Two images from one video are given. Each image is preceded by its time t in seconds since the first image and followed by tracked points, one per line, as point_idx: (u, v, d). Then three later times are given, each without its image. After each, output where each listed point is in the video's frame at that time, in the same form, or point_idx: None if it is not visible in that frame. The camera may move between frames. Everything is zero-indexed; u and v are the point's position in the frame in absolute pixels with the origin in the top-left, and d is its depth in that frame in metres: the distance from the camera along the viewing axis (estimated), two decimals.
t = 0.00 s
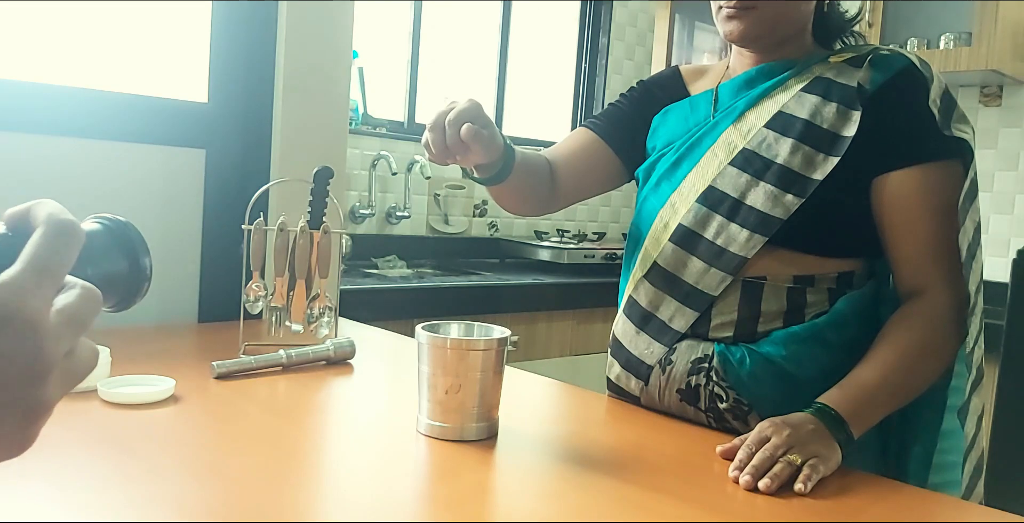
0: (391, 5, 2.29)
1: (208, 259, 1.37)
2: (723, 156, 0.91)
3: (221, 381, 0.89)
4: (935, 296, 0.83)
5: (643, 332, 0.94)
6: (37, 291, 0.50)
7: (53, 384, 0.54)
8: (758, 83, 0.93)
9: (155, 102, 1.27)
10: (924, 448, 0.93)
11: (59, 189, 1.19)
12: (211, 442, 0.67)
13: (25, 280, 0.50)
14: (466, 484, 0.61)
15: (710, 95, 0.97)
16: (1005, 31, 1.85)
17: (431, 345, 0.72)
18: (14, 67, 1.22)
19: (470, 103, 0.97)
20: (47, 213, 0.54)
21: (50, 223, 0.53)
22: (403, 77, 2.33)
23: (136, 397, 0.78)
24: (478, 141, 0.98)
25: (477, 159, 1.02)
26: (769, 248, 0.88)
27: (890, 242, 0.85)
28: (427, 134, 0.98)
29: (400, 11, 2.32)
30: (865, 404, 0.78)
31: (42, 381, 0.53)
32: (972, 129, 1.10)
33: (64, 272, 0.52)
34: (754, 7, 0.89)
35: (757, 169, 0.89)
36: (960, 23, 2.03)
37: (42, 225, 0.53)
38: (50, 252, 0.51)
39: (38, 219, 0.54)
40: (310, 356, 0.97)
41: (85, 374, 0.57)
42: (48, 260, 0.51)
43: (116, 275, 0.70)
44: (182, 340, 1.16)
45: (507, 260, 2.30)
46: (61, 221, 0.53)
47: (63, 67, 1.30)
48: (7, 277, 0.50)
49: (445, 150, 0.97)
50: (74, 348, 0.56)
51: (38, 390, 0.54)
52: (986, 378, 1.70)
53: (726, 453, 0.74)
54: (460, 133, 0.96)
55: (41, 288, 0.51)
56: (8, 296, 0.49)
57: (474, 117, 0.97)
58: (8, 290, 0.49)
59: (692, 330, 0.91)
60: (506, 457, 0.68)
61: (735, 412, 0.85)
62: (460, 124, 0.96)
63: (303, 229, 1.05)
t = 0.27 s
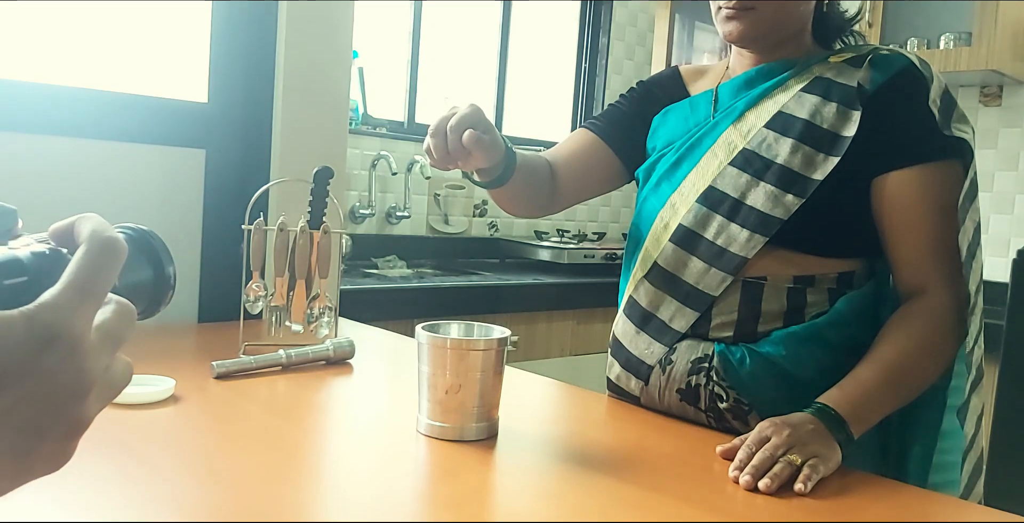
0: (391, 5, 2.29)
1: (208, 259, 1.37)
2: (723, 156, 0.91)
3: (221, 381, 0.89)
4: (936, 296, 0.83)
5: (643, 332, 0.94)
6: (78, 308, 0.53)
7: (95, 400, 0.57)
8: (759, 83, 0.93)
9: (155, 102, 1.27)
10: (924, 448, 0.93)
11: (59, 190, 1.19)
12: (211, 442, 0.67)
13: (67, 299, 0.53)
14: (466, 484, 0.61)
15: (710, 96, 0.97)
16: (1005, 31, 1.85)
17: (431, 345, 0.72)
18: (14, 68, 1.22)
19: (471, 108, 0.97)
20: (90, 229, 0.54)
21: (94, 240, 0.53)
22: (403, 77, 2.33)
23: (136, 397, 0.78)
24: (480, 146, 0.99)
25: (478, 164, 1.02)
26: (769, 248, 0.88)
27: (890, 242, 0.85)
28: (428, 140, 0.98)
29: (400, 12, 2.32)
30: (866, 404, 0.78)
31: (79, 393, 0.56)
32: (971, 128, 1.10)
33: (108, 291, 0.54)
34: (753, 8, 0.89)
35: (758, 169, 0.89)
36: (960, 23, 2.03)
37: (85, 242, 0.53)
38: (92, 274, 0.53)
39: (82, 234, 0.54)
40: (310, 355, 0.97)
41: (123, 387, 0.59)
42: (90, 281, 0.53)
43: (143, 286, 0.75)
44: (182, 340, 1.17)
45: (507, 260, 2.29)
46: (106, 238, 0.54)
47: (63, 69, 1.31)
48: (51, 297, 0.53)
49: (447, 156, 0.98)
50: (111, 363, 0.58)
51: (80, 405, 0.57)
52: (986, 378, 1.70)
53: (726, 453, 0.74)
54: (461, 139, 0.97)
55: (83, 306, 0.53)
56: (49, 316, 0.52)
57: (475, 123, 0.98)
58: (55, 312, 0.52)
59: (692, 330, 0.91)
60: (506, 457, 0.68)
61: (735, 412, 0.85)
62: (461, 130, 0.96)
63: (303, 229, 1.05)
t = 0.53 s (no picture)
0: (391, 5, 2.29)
1: (208, 259, 1.37)
2: (723, 156, 0.91)
3: (220, 381, 0.89)
4: (935, 296, 0.83)
5: (643, 332, 0.94)
6: (102, 311, 0.53)
7: (119, 402, 0.58)
8: (759, 83, 0.93)
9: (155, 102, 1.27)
10: (924, 448, 0.93)
11: (60, 190, 1.19)
12: (211, 442, 0.67)
13: (94, 305, 0.53)
14: (467, 484, 0.61)
15: (710, 96, 0.97)
16: (1005, 31, 1.85)
17: (431, 345, 0.72)
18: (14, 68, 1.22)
19: (470, 108, 0.98)
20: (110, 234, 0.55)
21: (116, 244, 0.54)
22: (403, 77, 2.33)
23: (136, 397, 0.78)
24: (479, 146, 0.99)
25: (478, 164, 1.02)
26: (769, 248, 0.88)
27: (890, 242, 0.85)
28: (428, 139, 0.98)
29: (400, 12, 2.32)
30: (865, 404, 0.78)
31: (106, 395, 0.57)
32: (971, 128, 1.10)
33: (129, 295, 0.54)
34: (752, 9, 0.89)
35: (758, 169, 0.88)
36: (960, 23, 2.04)
37: (106, 246, 0.54)
38: (117, 276, 0.53)
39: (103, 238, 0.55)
40: (310, 355, 0.97)
41: (144, 388, 0.59)
42: (113, 282, 0.53)
43: (154, 283, 0.72)
44: (182, 340, 1.16)
45: (507, 260, 2.27)
46: (126, 242, 0.54)
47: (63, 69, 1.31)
48: (76, 302, 0.53)
49: (446, 155, 0.98)
50: (133, 364, 0.58)
51: (105, 408, 0.58)
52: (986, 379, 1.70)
53: (726, 453, 0.74)
54: (461, 138, 0.97)
55: (107, 308, 0.53)
56: (75, 319, 0.52)
57: (475, 122, 0.98)
58: (78, 317, 0.52)
59: (692, 330, 0.91)
60: (506, 457, 0.68)
61: (735, 412, 0.85)
62: (460, 128, 0.96)
63: (303, 229, 1.05)
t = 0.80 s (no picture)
0: (391, 5, 2.29)
1: (208, 259, 1.37)
2: (723, 156, 0.91)
3: (221, 381, 0.89)
4: (935, 296, 0.83)
5: (643, 332, 0.94)
6: (133, 323, 0.64)
7: (146, 409, 0.69)
8: (759, 83, 0.93)
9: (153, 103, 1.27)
10: (924, 448, 0.92)
11: (59, 190, 1.20)
12: (211, 442, 0.67)
13: (130, 318, 0.63)
14: (466, 485, 0.61)
15: (710, 96, 0.97)
16: (1005, 31, 1.85)
17: (431, 345, 0.72)
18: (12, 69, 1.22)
19: (470, 106, 0.97)
20: (138, 249, 0.65)
21: (143, 260, 0.64)
22: (403, 77, 2.33)
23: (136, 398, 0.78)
24: (479, 143, 0.98)
25: (478, 161, 1.02)
26: (769, 248, 0.88)
27: (890, 242, 0.85)
28: (428, 137, 0.98)
29: (400, 12, 2.32)
30: (865, 404, 0.78)
31: (134, 399, 0.68)
32: (972, 128, 1.10)
33: (156, 306, 0.65)
34: (751, 10, 0.89)
35: (758, 169, 0.88)
36: (960, 23, 2.04)
37: (134, 261, 0.64)
38: (145, 290, 0.63)
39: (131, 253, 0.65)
40: (310, 355, 0.97)
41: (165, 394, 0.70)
42: (143, 296, 0.63)
43: (174, 285, 0.78)
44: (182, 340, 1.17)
45: (507, 260, 2.29)
46: (153, 257, 0.64)
47: (63, 71, 1.31)
48: (108, 315, 0.63)
49: (446, 152, 0.98)
50: (156, 373, 0.69)
51: (135, 417, 0.68)
52: (986, 379, 1.70)
53: (726, 453, 0.74)
54: (461, 135, 0.96)
55: (137, 320, 0.64)
56: (111, 330, 0.63)
57: (475, 119, 0.98)
58: (112, 328, 0.63)
59: (692, 331, 0.91)
60: (506, 457, 0.68)
61: (735, 412, 0.85)
62: (461, 126, 0.96)
63: (303, 229, 1.05)
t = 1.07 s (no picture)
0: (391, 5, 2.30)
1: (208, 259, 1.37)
2: (724, 156, 0.91)
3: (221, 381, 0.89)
4: (935, 296, 0.83)
5: (643, 332, 0.94)
6: (219, 355, 0.55)
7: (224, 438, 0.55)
8: (759, 83, 0.93)
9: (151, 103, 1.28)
10: (924, 448, 0.92)
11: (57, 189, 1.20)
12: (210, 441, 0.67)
13: (209, 348, 0.54)
14: (466, 485, 0.61)
15: (711, 96, 0.97)
16: (1005, 31, 1.85)
17: (431, 345, 0.72)
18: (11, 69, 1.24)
19: (470, 104, 0.97)
20: (216, 282, 0.58)
21: (221, 292, 0.57)
22: (403, 77, 2.33)
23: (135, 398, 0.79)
24: (478, 141, 0.98)
25: (476, 160, 1.02)
26: (769, 248, 0.88)
27: (890, 242, 0.85)
28: (428, 135, 0.98)
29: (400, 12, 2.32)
30: (865, 404, 0.79)
31: (222, 438, 0.55)
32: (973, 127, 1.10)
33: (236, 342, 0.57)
34: (749, 12, 0.89)
35: (758, 169, 0.88)
36: (961, 23, 2.03)
37: (213, 295, 0.56)
38: (228, 322, 0.56)
39: (208, 287, 0.58)
40: (310, 355, 0.97)
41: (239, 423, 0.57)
42: (225, 330, 0.56)
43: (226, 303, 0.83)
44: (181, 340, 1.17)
45: (506, 260, 2.32)
46: (229, 290, 0.57)
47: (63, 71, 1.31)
48: (193, 348, 0.54)
49: (444, 151, 0.98)
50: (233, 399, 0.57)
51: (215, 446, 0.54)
52: (987, 379, 1.70)
53: (726, 453, 0.74)
54: (461, 131, 0.96)
55: (222, 354, 0.55)
56: (200, 364, 0.53)
57: (476, 117, 0.98)
58: (200, 361, 0.53)
59: (692, 330, 0.91)
60: (506, 457, 0.68)
61: (735, 412, 0.85)
62: (460, 124, 0.96)
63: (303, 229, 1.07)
